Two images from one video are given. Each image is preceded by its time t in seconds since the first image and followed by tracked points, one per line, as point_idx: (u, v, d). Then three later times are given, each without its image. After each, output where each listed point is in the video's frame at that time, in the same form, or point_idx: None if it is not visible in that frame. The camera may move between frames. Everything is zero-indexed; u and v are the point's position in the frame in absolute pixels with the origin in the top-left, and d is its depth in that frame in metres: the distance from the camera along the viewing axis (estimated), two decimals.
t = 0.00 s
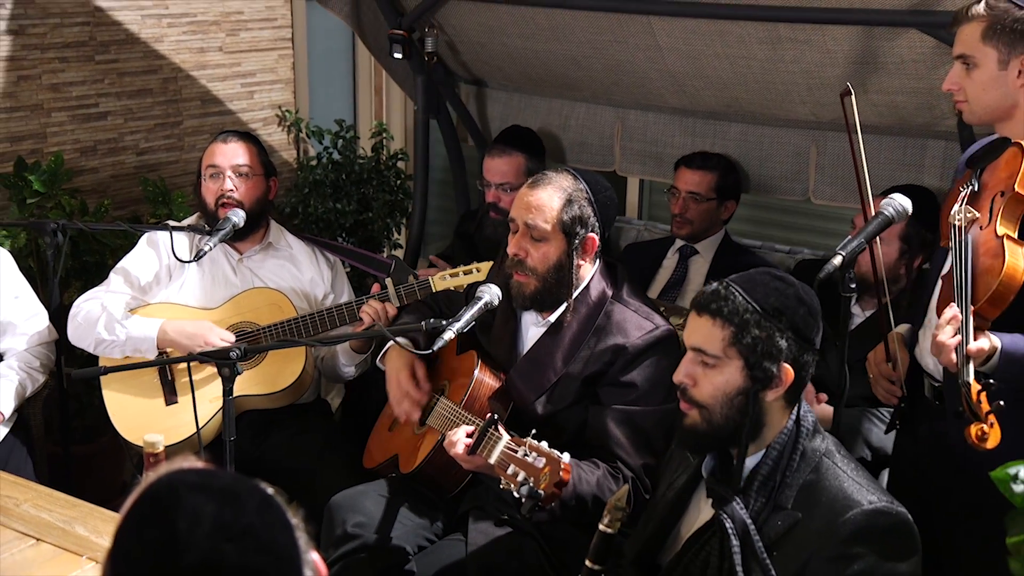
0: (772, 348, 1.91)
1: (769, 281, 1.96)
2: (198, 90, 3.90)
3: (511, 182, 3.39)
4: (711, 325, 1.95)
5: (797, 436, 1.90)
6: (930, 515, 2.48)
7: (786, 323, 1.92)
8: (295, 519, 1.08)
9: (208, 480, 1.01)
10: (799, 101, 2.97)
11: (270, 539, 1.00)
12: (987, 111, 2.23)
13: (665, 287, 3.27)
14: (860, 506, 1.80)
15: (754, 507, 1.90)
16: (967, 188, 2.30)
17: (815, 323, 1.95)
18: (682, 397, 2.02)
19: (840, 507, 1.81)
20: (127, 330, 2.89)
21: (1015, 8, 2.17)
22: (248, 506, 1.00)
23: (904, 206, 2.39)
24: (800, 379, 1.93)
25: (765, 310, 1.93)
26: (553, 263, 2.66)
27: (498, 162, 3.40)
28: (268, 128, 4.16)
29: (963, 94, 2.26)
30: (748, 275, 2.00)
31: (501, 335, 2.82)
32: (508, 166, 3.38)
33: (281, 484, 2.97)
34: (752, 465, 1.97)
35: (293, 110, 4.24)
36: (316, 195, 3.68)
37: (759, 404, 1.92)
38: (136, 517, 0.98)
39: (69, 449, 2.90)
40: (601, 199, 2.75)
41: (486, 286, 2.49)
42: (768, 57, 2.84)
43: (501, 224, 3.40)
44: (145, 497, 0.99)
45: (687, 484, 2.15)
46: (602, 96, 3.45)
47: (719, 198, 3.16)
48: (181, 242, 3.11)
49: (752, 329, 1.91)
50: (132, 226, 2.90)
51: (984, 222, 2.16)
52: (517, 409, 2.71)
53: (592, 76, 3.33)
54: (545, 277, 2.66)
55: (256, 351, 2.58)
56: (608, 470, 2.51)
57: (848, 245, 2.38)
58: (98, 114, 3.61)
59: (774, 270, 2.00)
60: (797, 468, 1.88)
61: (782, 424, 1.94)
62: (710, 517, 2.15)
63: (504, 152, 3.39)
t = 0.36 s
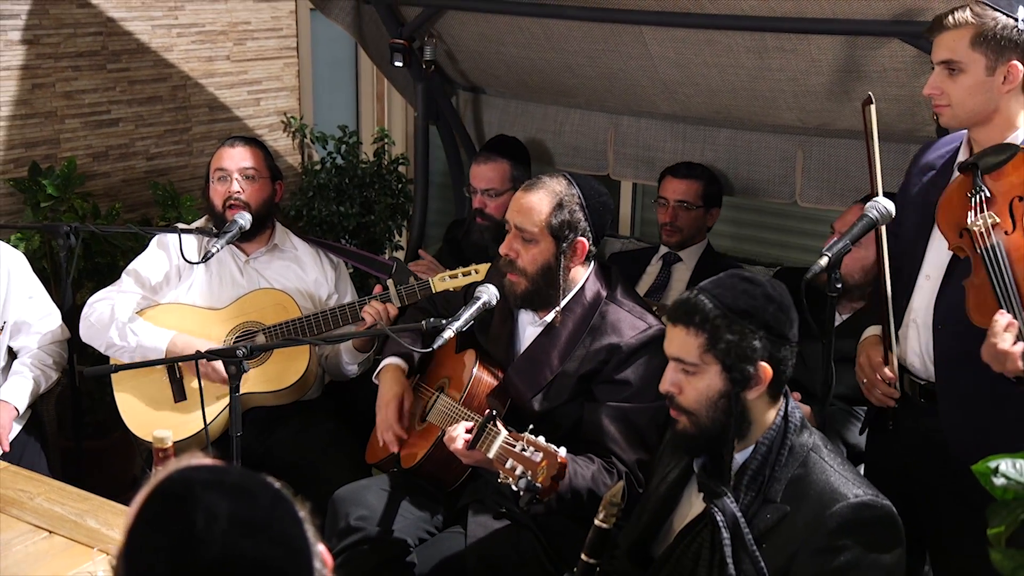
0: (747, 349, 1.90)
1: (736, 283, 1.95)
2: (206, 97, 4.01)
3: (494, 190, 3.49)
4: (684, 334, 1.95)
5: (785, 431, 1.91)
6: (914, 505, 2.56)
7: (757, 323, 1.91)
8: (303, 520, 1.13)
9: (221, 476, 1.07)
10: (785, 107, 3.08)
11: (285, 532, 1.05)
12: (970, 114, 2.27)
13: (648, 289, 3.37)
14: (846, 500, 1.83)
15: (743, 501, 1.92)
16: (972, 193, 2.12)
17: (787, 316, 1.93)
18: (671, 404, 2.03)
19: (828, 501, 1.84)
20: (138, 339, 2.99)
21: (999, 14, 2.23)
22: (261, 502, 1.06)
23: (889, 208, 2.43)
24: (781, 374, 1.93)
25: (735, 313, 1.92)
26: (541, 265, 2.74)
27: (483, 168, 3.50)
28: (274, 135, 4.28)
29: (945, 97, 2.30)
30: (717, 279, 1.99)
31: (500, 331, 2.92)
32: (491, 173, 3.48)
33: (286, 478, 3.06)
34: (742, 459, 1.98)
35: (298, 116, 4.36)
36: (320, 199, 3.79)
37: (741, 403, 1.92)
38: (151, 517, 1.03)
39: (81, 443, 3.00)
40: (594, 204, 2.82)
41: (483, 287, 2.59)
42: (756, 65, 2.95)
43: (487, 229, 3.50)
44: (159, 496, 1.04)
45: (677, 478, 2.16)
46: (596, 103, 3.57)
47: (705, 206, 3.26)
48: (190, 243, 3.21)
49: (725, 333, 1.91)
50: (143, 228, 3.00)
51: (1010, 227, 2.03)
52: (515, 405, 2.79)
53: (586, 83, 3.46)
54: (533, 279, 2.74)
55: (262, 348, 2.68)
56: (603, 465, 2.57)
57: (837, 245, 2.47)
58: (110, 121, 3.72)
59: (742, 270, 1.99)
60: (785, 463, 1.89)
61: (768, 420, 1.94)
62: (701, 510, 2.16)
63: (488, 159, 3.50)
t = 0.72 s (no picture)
0: (726, 351, 1.94)
1: (717, 286, 1.99)
2: (208, 100, 4.06)
3: (500, 188, 3.53)
4: (667, 336, 1.99)
5: (769, 430, 1.96)
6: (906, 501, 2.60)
7: (735, 326, 1.94)
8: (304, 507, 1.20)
9: (225, 464, 1.14)
10: (779, 110, 3.13)
11: (289, 514, 1.11)
12: (958, 116, 2.32)
13: (649, 289, 3.40)
14: (830, 495, 1.87)
15: (729, 499, 1.96)
16: (974, 198, 2.14)
17: (765, 319, 1.97)
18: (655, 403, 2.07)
19: (811, 497, 1.88)
20: (143, 338, 3.03)
21: (988, 18, 2.28)
22: (264, 485, 1.12)
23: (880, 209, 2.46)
24: (761, 376, 1.96)
25: (714, 315, 1.95)
26: (517, 264, 2.77)
27: (485, 168, 3.54)
28: (274, 137, 4.33)
29: (934, 98, 2.34)
30: (698, 282, 2.03)
31: (498, 330, 2.93)
32: (494, 172, 3.52)
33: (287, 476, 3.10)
34: (726, 458, 2.02)
35: (298, 118, 4.41)
36: (321, 200, 3.84)
37: (722, 405, 1.96)
38: (161, 504, 1.09)
39: (85, 441, 3.05)
40: (575, 210, 2.74)
41: (482, 287, 2.63)
42: (751, 68, 2.99)
43: (492, 228, 3.57)
44: (166, 486, 1.10)
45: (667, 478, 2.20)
46: (592, 106, 3.62)
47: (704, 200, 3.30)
48: (192, 244, 3.25)
49: (706, 335, 1.94)
50: (145, 231, 3.04)
51: (1019, 230, 2.06)
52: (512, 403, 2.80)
53: (583, 86, 3.51)
54: (511, 276, 2.78)
55: (262, 348, 2.70)
56: (600, 463, 2.59)
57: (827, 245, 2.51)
58: (114, 123, 3.76)
59: (723, 273, 2.03)
60: (769, 460, 1.94)
61: (750, 419, 1.99)
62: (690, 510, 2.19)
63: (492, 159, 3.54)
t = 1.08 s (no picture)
0: (740, 347, 1.98)
1: (731, 284, 2.04)
2: (214, 104, 4.15)
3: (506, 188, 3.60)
4: (680, 331, 2.02)
5: (769, 423, 2.02)
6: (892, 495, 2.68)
7: (750, 322, 1.99)
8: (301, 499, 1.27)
9: (220, 455, 1.20)
10: (771, 115, 3.21)
11: (284, 495, 1.19)
12: (938, 120, 2.40)
13: (654, 285, 3.47)
14: (826, 488, 1.93)
15: (729, 489, 2.01)
16: (949, 199, 2.23)
17: (776, 317, 2.02)
18: (663, 397, 2.10)
19: (808, 489, 1.94)
20: (147, 329, 3.11)
21: (964, 25, 2.35)
22: (258, 471, 1.19)
23: (868, 210, 2.50)
24: (769, 371, 2.01)
25: (729, 311, 1.99)
26: (509, 265, 2.85)
27: (492, 170, 3.63)
28: (279, 140, 4.42)
29: (916, 104, 2.42)
30: (710, 279, 2.06)
31: (497, 329, 3.03)
32: (503, 174, 3.60)
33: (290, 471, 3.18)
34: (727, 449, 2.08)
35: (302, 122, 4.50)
36: (325, 202, 3.92)
37: (734, 399, 2.00)
38: (162, 495, 1.15)
39: (95, 437, 3.13)
40: (564, 214, 2.80)
41: (480, 287, 2.71)
42: (744, 74, 3.07)
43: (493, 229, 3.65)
44: (165, 478, 1.16)
45: (664, 472, 2.28)
46: (589, 110, 3.72)
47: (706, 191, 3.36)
48: (199, 244, 3.35)
49: (720, 330, 1.98)
50: (153, 231, 3.13)
51: (988, 231, 2.14)
52: (511, 401, 2.89)
53: (580, 91, 3.60)
54: (504, 275, 2.87)
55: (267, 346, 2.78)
56: (595, 458, 2.67)
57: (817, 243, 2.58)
58: (122, 128, 3.85)
59: (734, 271, 2.08)
60: (769, 453, 2.00)
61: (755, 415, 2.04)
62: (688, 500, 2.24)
63: (497, 160, 3.62)
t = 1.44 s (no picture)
0: (699, 356, 2.02)
1: (684, 295, 2.08)
2: (219, 108, 4.22)
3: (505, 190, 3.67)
4: (640, 346, 2.07)
5: (746, 422, 2.06)
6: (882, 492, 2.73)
7: (705, 331, 2.03)
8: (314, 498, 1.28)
9: (234, 450, 1.21)
10: (764, 118, 3.27)
11: (296, 494, 1.20)
12: (930, 124, 2.40)
13: (652, 284, 3.54)
14: (804, 484, 1.97)
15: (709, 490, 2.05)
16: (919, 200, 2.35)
17: (733, 321, 2.06)
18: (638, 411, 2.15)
19: (786, 485, 1.98)
20: (155, 327, 3.18)
21: (954, 30, 2.34)
22: (272, 467, 1.21)
23: (858, 210, 2.60)
24: (734, 375, 2.05)
25: (684, 323, 2.04)
26: (507, 268, 2.90)
27: (492, 171, 3.70)
28: (282, 143, 4.50)
29: (910, 109, 2.43)
30: (666, 292, 2.11)
31: (495, 329, 3.09)
32: (502, 175, 3.67)
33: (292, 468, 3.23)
34: (706, 450, 2.10)
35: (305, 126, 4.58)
36: (327, 203, 3.99)
37: (700, 405, 2.04)
38: (177, 488, 1.16)
39: (101, 433, 3.20)
40: (561, 216, 2.85)
41: (479, 287, 2.77)
42: (738, 78, 3.14)
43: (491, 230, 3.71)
44: (181, 471, 1.17)
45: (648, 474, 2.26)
46: (586, 114, 3.79)
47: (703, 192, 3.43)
48: (203, 244, 3.43)
49: (678, 343, 2.03)
50: (159, 232, 3.20)
51: (946, 232, 2.24)
52: (507, 401, 2.90)
53: (577, 95, 3.68)
54: (502, 278, 2.91)
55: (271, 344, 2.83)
56: (591, 458, 2.71)
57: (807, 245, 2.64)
58: (128, 131, 3.91)
59: (688, 280, 2.12)
60: (746, 452, 2.04)
61: (728, 416, 2.08)
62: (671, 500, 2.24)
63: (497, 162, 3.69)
